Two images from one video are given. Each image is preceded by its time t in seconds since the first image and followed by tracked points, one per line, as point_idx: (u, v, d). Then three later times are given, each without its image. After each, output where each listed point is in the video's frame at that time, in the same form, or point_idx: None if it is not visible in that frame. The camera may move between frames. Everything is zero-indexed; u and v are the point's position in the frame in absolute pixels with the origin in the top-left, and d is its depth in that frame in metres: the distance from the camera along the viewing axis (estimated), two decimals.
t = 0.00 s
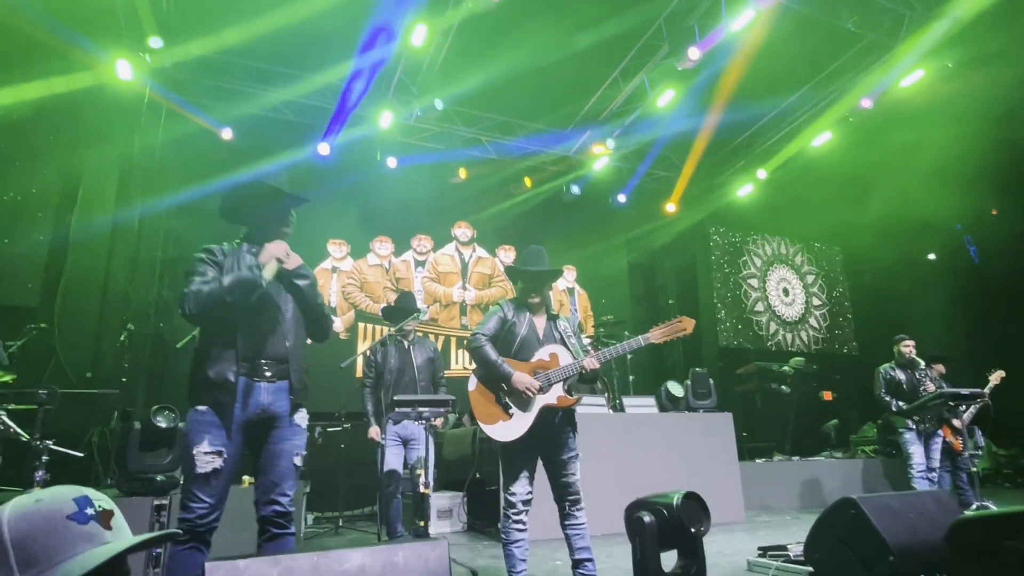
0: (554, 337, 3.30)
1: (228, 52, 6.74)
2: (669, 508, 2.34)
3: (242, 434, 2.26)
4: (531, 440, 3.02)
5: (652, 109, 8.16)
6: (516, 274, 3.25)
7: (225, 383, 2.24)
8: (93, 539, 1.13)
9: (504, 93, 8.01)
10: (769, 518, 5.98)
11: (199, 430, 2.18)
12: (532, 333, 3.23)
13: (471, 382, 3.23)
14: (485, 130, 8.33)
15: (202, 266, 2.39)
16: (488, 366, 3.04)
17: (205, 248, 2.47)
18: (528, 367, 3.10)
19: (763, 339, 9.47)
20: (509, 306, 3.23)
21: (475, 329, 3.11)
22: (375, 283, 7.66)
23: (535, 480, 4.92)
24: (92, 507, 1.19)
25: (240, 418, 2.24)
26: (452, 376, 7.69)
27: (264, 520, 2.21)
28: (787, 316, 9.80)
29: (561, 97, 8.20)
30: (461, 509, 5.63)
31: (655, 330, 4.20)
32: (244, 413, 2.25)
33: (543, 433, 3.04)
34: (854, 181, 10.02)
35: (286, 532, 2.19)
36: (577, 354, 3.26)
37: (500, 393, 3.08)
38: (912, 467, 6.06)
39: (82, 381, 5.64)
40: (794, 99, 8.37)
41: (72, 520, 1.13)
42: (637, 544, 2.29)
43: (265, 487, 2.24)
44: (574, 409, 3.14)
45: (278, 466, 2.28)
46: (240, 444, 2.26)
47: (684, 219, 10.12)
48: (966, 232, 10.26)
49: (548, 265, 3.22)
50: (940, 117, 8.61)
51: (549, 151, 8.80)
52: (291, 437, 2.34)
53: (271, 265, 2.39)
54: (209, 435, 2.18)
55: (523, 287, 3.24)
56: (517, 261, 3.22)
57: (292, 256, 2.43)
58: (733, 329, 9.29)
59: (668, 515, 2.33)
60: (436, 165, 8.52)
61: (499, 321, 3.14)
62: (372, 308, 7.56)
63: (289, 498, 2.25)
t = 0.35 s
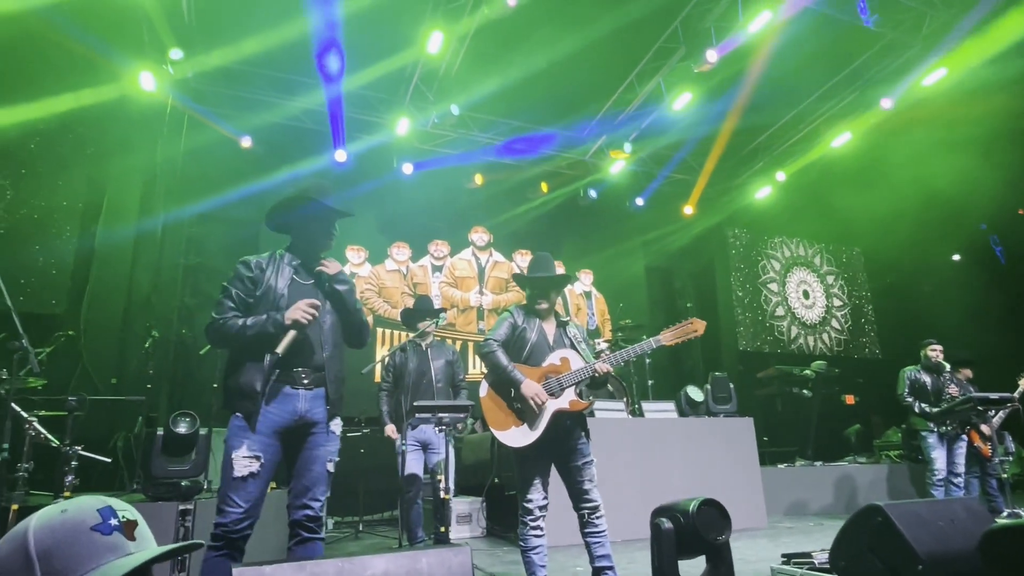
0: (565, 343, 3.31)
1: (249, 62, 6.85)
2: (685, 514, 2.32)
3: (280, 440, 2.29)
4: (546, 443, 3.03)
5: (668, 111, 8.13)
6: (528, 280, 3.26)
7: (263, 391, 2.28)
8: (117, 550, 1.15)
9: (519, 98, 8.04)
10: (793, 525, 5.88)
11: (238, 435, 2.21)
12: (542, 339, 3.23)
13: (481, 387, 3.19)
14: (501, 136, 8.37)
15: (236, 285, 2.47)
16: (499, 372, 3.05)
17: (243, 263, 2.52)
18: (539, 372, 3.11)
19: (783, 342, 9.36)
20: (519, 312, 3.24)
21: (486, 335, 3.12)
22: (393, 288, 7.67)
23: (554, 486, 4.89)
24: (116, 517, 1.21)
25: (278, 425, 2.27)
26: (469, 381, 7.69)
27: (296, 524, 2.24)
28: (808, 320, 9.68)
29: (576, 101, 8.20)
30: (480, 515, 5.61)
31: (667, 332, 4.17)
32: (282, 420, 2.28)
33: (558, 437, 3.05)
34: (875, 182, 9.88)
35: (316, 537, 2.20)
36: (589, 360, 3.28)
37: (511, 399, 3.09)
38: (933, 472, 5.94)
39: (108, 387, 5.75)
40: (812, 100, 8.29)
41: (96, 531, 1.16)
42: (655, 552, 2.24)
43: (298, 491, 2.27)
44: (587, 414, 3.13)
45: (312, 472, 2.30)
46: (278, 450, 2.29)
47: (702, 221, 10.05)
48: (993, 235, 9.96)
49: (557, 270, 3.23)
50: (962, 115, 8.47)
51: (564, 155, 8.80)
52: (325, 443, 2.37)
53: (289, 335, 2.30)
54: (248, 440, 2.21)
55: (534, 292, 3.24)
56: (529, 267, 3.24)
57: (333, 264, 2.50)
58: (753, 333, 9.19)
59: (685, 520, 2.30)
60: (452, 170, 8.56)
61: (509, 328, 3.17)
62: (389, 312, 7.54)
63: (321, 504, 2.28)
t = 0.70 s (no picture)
0: (567, 345, 3.32)
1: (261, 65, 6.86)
2: (689, 514, 2.31)
3: (286, 441, 2.30)
4: (553, 446, 3.03)
5: (677, 111, 8.13)
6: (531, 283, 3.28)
7: (266, 392, 2.30)
8: (127, 556, 1.16)
9: (528, 99, 8.05)
10: (805, 526, 5.84)
11: (243, 437, 2.23)
12: (545, 341, 3.23)
13: (484, 394, 3.27)
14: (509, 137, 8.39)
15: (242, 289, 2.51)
16: (501, 377, 3.07)
17: (248, 265, 2.55)
18: (542, 377, 3.12)
19: (793, 342, 9.32)
20: (520, 315, 3.24)
21: (487, 340, 3.13)
22: (402, 289, 7.70)
23: (563, 486, 4.87)
24: (128, 522, 1.21)
25: (283, 426, 2.28)
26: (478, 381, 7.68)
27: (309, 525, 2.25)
28: (818, 319, 9.63)
29: (584, 101, 8.21)
30: (489, 515, 5.60)
31: (668, 336, 4.15)
32: (286, 421, 2.29)
33: (561, 439, 3.03)
34: (886, 180, 9.82)
35: (329, 539, 2.22)
36: (590, 363, 3.29)
37: (515, 403, 3.11)
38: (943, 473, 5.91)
39: (122, 388, 5.80)
40: (822, 98, 8.24)
41: (107, 537, 1.17)
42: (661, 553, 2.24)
43: (310, 492, 2.28)
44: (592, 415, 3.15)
45: (321, 472, 2.30)
46: (285, 451, 2.30)
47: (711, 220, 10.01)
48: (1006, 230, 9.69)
49: (559, 270, 3.24)
50: (974, 113, 8.41)
51: (573, 155, 8.81)
52: (333, 442, 2.36)
53: (285, 337, 2.30)
54: (253, 442, 2.22)
55: (537, 294, 3.25)
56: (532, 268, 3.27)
57: (335, 261, 2.48)
58: (763, 333, 9.15)
59: (689, 520, 2.29)
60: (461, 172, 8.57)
61: (510, 332, 3.15)
62: (399, 313, 7.58)
63: (333, 504, 2.27)
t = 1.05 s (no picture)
0: (572, 345, 3.31)
1: (260, 64, 6.88)
2: (685, 515, 2.32)
3: (277, 442, 2.30)
4: (554, 445, 3.03)
5: (678, 110, 8.13)
6: (539, 283, 3.31)
7: (257, 393, 2.29)
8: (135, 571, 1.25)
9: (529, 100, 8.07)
10: (806, 526, 5.84)
11: (235, 437, 2.23)
12: (551, 340, 3.25)
13: (490, 392, 3.27)
14: (509, 136, 8.42)
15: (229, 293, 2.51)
16: (506, 375, 3.09)
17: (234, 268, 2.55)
18: (545, 375, 3.13)
19: (794, 342, 9.32)
20: (528, 314, 3.26)
21: (493, 338, 3.17)
22: (403, 289, 7.71)
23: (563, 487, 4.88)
24: (143, 537, 1.29)
25: (274, 426, 2.27)
26: (479, 381, 7.69)
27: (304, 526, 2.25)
28: (819, 319, 9.63)
29: (585, 102, 8.21)
30: (491, 515, 5.61)
31: (670, 336, 4.16)
32: (277, 421, 2.28)
33: (562, 439, 3.04)
34: (887, 181, 9.82)
35: (324, 539, 2.21)
36: (594, 363, 3.28)
37: (518, 402, 3.12)
38: (942, 473, 5.90)
39: (122, 388, 5.81)
40: (824, 98, 8.25)
41: (121, 551, 1.26)
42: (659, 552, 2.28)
43: (303, 494, 2.28)
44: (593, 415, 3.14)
45: (314, 473, 2.30)
46: (276, 452, 2.30)
47: (712, 219, 10.01)
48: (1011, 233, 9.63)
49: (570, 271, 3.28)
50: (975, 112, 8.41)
51: (574, 155, 8.82)
52: (326, 444, 2.36)
53: (266, 337, 2.33)
54: (244, 442, 2.21)
55: (544, 294, 3.26)
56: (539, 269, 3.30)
57: (321, 255, 2.54)
58: (764, 332, 9.14)
59: (685, 520, 2.31)
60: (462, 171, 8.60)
61: (517, 331, 3.19)
62: (400, 314, 7.60)
63: (326, 505, 2.28)
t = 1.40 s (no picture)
0: (572, 348, 3.31)
1: (250, 63, 6.92)
2: (672, 514, 2.32)
3: (259, 439, 2.29)
4: (549, 444, 3.03)
5: (673, 110, 8.14)
6: (544, 284, 3.30)
7: (239, 390, 2.28)
8: None
9: (524, 99, 8.08)
10: (798, 525, 5.87)
11: (217, 435, 2.21)
12: (551, 343, 3.24)
13: (488, 390, 3.25)
14: (504, 135, 8.41)
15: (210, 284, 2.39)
16: (505, 375, 3.08)
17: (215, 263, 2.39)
18: (544, 377, 3.11)
19: (788, 342, 9.34)
20: (530, 315, 3.25)
21: (494, 337, 3.16)
22: (397, 287, 7.69)
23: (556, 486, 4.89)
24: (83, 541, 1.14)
25: (256, 423, 2.26)
26: (473, 380, 7.70)
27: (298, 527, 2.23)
28: (812, 319, 9.65)
29: (581, 101, 8.22)
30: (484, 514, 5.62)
31: (669, 341, 4.19)
32: (259, 419, 2.27)
33: (561, 437, 3.06)
34: (880, 182, 9.87)
35: (319, 540, 2.20)
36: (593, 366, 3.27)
37: (516, 402, 3.10)
38: (931, 473, 5.92)
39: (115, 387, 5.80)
40: (817, 98, 8.28)
41: (57, 557, 1.12)
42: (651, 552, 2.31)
43: (295, 495, 2.26)
44: (593, 416, 3.14)
45: (303, 471, 2.29)
46: (259, 449, 2.29)
47: (707, 219, 10.04)
48: (998, 232, 9.83)
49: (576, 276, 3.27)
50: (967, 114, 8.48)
51: (569, 154, 8.82)
52: (312, 441, 2.34)
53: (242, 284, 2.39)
54: (226, 439, 2.21)
55: (551, 297, 3.28)
56: (546, 270, 3.27)
57: (306, 241, 2.49)
58: (757, 332, 9.16)
59: (673, 520, 2.31)
60: (456, 170, 8.59)
61: (519, 331, 3.18)
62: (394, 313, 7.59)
63: (321, 504, 2.27)
